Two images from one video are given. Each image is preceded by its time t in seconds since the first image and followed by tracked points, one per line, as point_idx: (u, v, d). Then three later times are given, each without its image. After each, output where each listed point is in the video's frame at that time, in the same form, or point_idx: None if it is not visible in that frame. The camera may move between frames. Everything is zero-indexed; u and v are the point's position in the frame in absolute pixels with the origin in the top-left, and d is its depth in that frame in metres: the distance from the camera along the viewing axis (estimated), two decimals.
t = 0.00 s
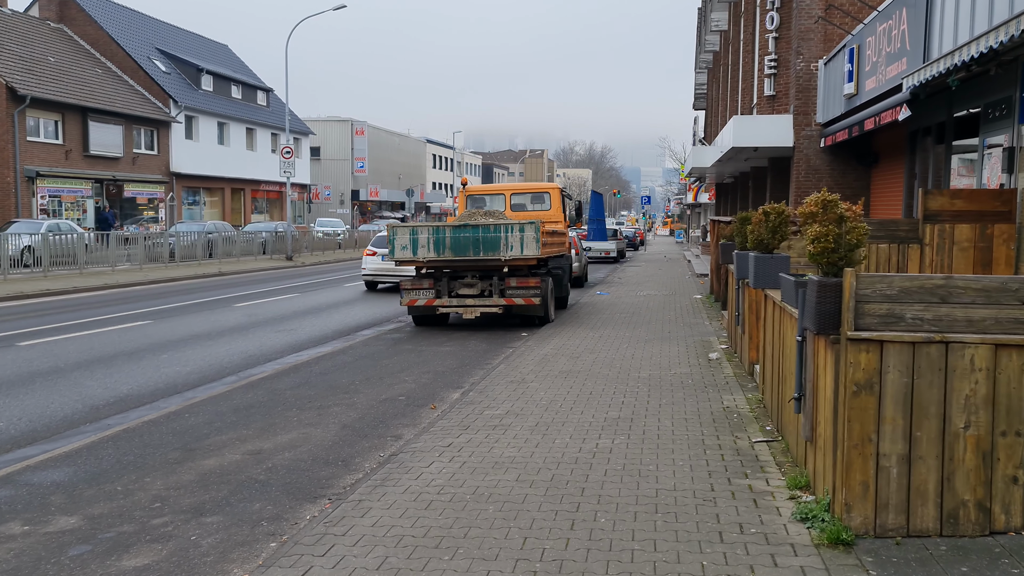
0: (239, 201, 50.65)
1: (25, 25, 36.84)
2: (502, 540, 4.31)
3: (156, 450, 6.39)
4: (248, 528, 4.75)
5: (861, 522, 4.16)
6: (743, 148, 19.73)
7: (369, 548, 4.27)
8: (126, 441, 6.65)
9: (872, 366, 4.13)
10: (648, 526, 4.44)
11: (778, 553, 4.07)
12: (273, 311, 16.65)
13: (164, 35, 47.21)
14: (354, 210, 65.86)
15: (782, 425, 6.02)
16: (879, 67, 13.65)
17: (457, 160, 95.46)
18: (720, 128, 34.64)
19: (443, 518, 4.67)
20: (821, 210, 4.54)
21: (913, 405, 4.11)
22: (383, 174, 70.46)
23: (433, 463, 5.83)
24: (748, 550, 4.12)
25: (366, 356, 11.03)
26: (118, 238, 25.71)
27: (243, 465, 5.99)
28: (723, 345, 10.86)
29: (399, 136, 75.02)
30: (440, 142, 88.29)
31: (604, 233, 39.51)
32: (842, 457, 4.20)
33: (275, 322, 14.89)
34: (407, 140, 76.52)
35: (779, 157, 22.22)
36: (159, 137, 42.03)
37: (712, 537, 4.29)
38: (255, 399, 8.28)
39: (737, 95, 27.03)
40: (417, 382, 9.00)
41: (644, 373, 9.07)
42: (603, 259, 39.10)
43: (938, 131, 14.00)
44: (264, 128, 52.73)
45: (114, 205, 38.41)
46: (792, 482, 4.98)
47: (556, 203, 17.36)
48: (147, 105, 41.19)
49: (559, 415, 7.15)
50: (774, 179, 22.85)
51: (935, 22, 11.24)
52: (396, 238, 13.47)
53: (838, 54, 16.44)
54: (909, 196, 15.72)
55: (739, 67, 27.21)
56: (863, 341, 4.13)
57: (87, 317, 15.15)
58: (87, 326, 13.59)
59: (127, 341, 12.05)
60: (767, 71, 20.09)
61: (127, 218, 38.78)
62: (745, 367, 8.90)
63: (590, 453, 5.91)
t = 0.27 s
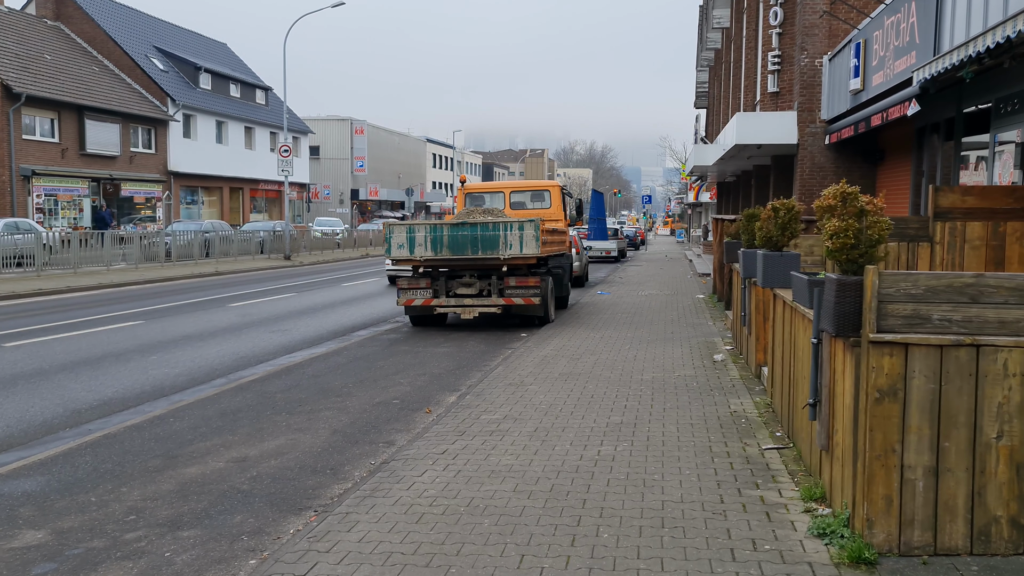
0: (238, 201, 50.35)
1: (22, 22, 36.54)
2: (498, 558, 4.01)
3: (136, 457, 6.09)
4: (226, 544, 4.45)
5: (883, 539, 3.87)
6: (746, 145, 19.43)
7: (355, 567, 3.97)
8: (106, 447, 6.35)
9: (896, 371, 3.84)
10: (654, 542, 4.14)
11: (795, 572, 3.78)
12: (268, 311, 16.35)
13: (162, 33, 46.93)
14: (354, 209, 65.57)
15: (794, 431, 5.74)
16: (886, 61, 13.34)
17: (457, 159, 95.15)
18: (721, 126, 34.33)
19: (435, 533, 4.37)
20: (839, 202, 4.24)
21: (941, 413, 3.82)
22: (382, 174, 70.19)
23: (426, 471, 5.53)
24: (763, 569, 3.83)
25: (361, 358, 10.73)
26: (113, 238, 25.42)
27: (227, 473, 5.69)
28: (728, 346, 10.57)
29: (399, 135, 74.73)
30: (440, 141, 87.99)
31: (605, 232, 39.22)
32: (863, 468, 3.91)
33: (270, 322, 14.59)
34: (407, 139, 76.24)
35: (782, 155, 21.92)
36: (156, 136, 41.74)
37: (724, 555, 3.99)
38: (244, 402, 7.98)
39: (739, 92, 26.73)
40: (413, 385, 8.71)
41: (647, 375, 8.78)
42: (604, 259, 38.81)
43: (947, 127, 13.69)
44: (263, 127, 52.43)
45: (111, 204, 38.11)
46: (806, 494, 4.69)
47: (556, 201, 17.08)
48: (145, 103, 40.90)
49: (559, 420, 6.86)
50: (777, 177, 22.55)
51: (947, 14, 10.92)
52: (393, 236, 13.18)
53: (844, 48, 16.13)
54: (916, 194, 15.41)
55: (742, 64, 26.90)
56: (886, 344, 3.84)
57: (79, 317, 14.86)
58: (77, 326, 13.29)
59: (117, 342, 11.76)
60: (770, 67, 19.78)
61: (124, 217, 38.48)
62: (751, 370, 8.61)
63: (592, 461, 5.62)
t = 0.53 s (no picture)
0: (236, 200, 50.04)
1: (17, 20, 36.24)
2: None
3: (112, 470, 5.80)
4: (200, 568, 4.16)
5: (905, 566, 3.59)
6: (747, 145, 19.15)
7: None
8: (81, 459, 6.06)
9: (919, 385, 3.55)
10: (657, 569, 3.85)
11: None
12: (261, 313, 16.06)
13: (159, 32, 46.64)
14: (353, 209, 65.29)
15: (803, 443, 5.45)
16: (892, 58, 13.05)
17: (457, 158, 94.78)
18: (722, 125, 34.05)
19: (423, 557, 4.07)
20: (856, 202, 3.95)
21: (967, 431, 3.54)
22: (381, 173, 69.91)
23: (416, 486, 5.24)
24: None
25: (354, 362, 10.44)
26: (107, 238, 25.11)
27: (207, 488, 5.40)
28: (730, 350, 10.29)
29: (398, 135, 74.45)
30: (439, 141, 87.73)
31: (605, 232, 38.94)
32: (883, 489, 3.62)
33: (263, 325, 14.30)
34: (405, 139, 75.96)
35: (784, 154, 21.63)
36: (153, 135, 41.44)
37: None
38: (230, 410, 7.69)
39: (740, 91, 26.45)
40: (406, 391, 8.41)
41: (648, 381, 8.49)
42: (604, 259, 38.54)
43: (953, 126, 13.39)
44: (260, 126, 52.13)
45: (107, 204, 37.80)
46: (818, 513, 4.41)
47: (554, 201, 16.80)
48: (141, 102, 40.64)
49: (557, 430, 6.57)
50: (778, 177, 22.27)
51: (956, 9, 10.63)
52: (387, 237, 12.89)
53: (848, 46, 15.86)
54: (921, 193, 15.12)
55: (742, 63, 26.63)
56: (908, 356, 3.55)
57: (67, 319, 14.55)
58: (65, 329, 12.99)
59: (105, 345, 11.47)
60: (772, 65, 19.50)
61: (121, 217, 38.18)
62: (756, 376, 8.33)
63: (591, 476, 5.33)
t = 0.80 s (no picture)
0: (233, 199, 49.79)
1: (10, 18, 35.93)
2: None
3: (83, 480, 5.51)
4: None
5: None
6: (748, 142, 18.86)
7: None
8: (52, 468, 5.77)
9: (940, 394, 3.27)
10: None
11: None
12: (253, 313, 15.77)
13: (155, 30, 46.35)
14: (351, 209, 65.01)
15: (811, 452, 5.17)
16: (897, 53, 12.77)
17: (456, 158, 94.46)
18: (722, 124, 33.77)
19: None
20: (872, 196, 3.67)
21: (994, 444, 3.26)
22: (380, 173, 69.63)
23: (402, 498, 4.96)
24: None
25: (345, 364, 10.15)
26: (100, 237, 24.81)
27: (181, 499, 5.11)
28: (732, 352, 10.01)
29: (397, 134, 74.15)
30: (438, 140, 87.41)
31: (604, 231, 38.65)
32: (902, 507, 3.34)
33: (255, 325, 14.01)
34: (404, 138, 75.67)
35: (785, 152, 21.36)
36: (148, 134, 41.16)
37: None
38: (213, 415, 7.40)
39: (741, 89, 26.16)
40: (396, 395, 8.13)
41: (647, 384, 8.21)
42: (603, 259, 38.27)
43: (959, 122, 13.11)
44: (257, 125, 51.84)
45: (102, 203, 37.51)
46: (829, 529, 4.12)
47: (552, 199, 16.50)
48: (137, 101, 40.33)
49: (553, 436, 6.28)
50: (779, 175, 21.98)
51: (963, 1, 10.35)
52: (381, 236, 12.61)
53: (850, 41, 15.59)
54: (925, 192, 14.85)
55: (743, 61, 26.34)
56: (929, 363, 3.27)
57: (55, 320, 14.26)
58: (51, 330, 12.69)
59: (90, 346, 11.18)
60: (773, 61, 19.21)
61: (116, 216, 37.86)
62: (759, 379, 8.05)
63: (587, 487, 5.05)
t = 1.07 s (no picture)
0: (229, 199, 49.49)
1: (4, 17, 35.63)
2: None
3: (48, 497, 5.20)
4: None
5: None
6: (749, 142, 18.57)
7: None
8: (16, 483, 5.46)
9: (965, 417, 2.98)
10: None
11: None
12: (244, 316, 15.46)
13: (151, 29, 46.05)
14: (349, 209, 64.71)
15: (818, 469, 4.88)
16: (901, 50, 12.48)
17: (454, 158, 94.15)
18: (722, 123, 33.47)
19: None
20: (888, 199, 3.37)
21: None
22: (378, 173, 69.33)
23: (384, 519, 4.66)
24: None
25: (334, 370, 9.85)
26: (92, 237, 24.49)
27: (149, 520, 4.81)
28: (733, 358, 9.72)
29: (395, 134, 73.85)
30: (436, 139, 87.12)
31: (603, 232, 38.36)
32: (922, 539, 3.05)
33: (245, 329, 13.71)
34: (403, 138, 75.39)
35: (786, 152, 21.07)
36: (144, 134, 40.87)
37: None
38: (194, 425, 7.10)
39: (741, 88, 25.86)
40: (385, 404, 7.83)
41: (646, 392, 7.91)
42: (602, 260, 37.98)
43: (964, 121, 12.82)
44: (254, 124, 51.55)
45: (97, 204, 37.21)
46: (839, 557, 3.84)
47: (549, 199, 16.19)
48: (132, 100, 40.03)
49: (546, 450, 5.99)
50: (780, 175, 21.70)
51: None
52: (373, 237, 12.31)
53: (853, 39, 15.30)
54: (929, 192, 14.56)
55: (743, 60, 26.06)
56: (952, 382, 2.97)
57: (41, 323, 13.95)
58: (35, 334, 12.38)
59: (74, 351, 10.87)
60: (775, 59, 18.93)
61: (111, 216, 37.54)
62: (761, 387, 7.75)
63: (581, 507, 4.76)
